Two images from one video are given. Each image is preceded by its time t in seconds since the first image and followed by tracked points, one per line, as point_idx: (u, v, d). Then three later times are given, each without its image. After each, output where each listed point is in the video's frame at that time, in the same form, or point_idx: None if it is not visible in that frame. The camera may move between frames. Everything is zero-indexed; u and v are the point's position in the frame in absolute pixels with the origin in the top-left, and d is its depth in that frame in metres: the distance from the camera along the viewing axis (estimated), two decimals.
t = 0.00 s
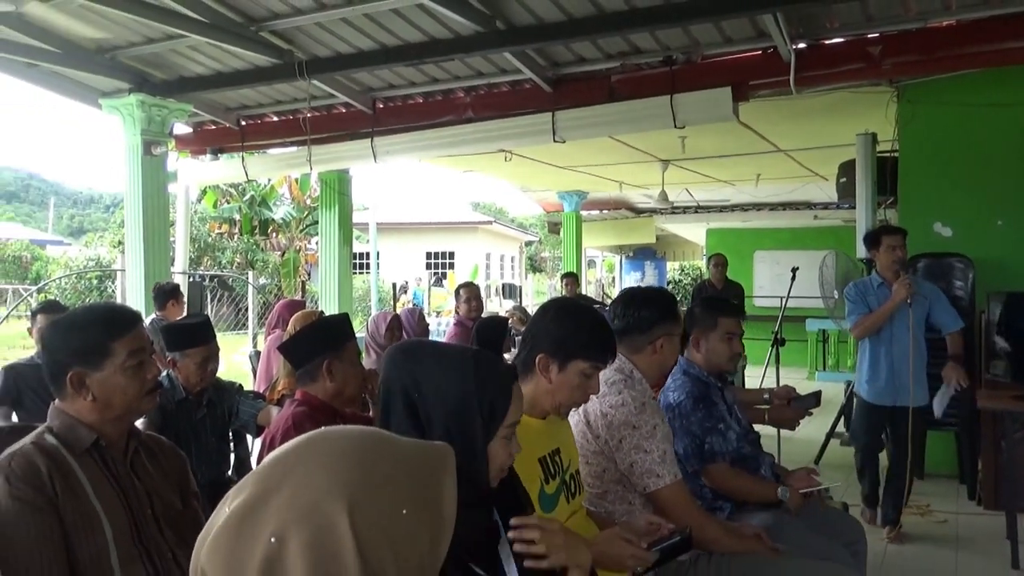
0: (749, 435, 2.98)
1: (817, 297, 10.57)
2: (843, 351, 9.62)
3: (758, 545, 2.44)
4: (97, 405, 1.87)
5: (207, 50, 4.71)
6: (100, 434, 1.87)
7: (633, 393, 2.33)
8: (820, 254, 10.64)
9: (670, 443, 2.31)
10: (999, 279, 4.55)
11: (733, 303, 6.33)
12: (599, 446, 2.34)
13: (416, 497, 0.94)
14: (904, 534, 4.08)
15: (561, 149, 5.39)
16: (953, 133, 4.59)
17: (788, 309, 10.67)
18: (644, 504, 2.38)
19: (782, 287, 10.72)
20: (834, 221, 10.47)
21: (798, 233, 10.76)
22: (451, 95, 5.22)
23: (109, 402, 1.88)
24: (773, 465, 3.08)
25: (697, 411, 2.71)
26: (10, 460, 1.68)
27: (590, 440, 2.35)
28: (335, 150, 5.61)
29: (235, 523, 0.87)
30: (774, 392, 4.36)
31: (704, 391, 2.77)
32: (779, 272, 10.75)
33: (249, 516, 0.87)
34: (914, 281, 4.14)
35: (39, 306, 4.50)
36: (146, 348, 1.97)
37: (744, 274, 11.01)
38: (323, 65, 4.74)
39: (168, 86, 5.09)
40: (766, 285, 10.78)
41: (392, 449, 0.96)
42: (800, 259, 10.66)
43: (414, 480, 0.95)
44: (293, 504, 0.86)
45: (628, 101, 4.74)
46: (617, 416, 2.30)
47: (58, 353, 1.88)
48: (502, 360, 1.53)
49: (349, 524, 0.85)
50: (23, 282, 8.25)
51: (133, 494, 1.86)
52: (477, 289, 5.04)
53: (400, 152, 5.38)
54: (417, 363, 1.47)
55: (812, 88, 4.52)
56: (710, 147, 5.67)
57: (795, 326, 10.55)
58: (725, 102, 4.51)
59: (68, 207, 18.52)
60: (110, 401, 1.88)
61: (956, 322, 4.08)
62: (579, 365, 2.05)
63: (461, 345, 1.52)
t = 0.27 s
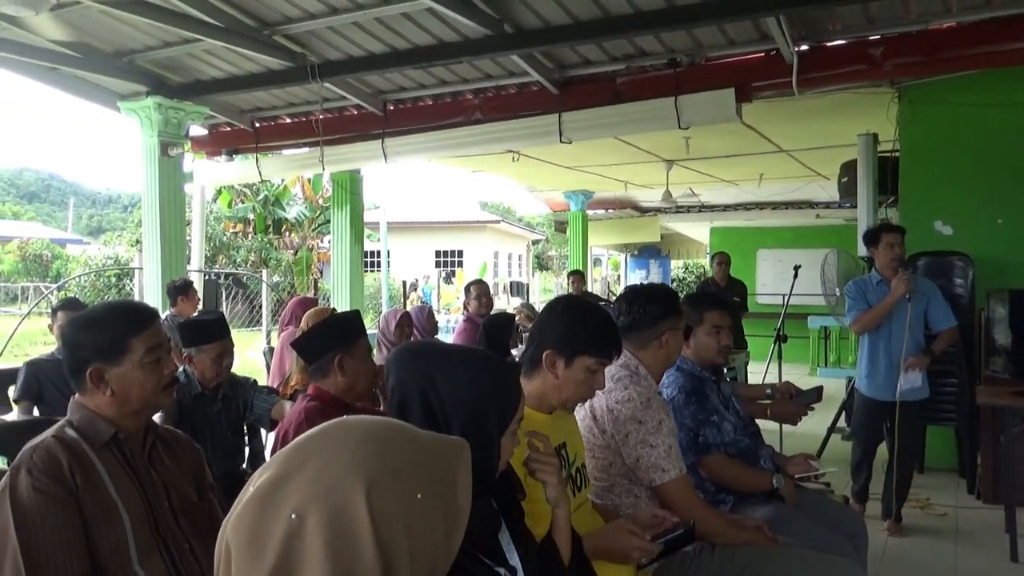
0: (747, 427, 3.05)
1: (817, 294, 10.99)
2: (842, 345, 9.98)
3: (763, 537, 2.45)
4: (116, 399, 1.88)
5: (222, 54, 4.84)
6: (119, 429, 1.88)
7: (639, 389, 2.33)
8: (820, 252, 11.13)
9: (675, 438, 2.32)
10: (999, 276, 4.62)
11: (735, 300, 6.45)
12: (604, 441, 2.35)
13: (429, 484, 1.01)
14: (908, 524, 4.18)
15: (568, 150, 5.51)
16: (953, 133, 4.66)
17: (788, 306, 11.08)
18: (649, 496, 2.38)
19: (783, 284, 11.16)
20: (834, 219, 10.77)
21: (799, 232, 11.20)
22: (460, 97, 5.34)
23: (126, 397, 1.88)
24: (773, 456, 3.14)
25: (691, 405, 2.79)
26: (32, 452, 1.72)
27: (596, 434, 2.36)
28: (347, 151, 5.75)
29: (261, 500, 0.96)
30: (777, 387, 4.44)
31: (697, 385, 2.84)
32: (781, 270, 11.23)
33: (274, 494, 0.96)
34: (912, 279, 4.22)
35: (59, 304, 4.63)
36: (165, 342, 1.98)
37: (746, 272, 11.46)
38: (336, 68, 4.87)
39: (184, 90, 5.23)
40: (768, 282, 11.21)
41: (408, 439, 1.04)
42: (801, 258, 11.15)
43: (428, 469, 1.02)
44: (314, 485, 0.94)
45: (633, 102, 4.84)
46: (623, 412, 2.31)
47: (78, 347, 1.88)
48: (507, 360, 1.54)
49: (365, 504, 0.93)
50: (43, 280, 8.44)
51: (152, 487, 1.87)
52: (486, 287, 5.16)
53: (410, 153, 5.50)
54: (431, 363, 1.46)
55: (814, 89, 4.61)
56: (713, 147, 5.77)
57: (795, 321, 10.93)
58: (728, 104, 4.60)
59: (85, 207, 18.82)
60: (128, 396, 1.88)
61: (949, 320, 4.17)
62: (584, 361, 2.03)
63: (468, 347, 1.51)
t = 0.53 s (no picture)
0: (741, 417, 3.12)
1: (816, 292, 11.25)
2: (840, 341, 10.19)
3: (762, 530, 2.47)
4: (135, 394, 1.97)
5: (237, 59, 4.98)
6: (137, 422, 1.98)
7: (641, 383, 2.34)
8: (819, 251, 11.43)
9: (676, 431, 2.32)
10: (994, 275, 4.73)
11: (736, 297, 6.59)
12: (607, 434, 2.35)
13: (435, 469, 1.02)
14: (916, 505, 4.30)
15: (573, 151, 5.64)
16: (950, 135, 4.76)
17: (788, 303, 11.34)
18: (652, 489, 2.38)
19: (782, 282, 11.45)
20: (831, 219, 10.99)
21: (798, 231, 11.54)
22: (467, 100, 5.49)
23: (145, 391, 1.98)
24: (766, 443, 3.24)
25: (685, 399, 2.85)
26: (55, 444, 1.81)
27: (600, 427, 2.36)
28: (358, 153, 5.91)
29: (269, 480, 0.98)
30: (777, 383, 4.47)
31: (692, 380, 2.90)
32: (781, 268, 11.53)
33: (282, 476, 0.97)
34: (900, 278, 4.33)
35: (79, 302, 4.78)
36: (181, 339, 2.06)
37: (746, 271, 11.79)
38: (347, 73, 5.01)
39: (200, 94, 5.36)
40: (768, 280, 11.52)
41: (416, 425, 1.05)
42: (800, 256, 11.45)
43: (435, 455, 1.04)
44: (320, 467, 0.96)
45: (637, 105, 4.96)
46: (624, 405, 2.32)
47: (98, 344, 1.98)
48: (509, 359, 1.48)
49: (369, 487, 0.94)
50: (62, 279, 8.64)
51: (168, 478, 1.98)
52: (494, 284, 5.31)
53: (419, 154, 5.65)
54: (437, 362, 1.39)
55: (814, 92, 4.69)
56: (714, 147, 5.89)
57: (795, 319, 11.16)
58: (729, 107, 4.71)
59: (101, 207, 19.15)
60: (146, 390, 1.98)
61: (938, 318, 4.26)
62: (588, 356, 2.05)
63: (469, 346, 1.45)
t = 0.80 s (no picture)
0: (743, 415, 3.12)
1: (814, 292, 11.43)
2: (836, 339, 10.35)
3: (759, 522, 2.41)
4: (150, 389, 1.99)
5: (248, 64, 5.12)
6: (152, 417, 1.99)
7: (642, 378, 2.28)
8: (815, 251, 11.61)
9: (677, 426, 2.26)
10: (984, 274, 4.85)
11: (734, 295, 6.73)
12: (608, 427, 2.28)
13: (430, 461, 1.02)
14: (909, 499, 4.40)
15: (575, 153, 5.78)
16: (942, 138, 4.88)
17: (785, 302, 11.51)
18: (652, 483, 2.32)
19: (780, 282, 11.65)
20: (828, 219, 11.13)
21: (794, 231, 11.74)
22: (472, 103, 5.63)
23: (160, 386, 2.00)
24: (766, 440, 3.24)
25: (679, 394, 2.89)
26: (72, 439, 1.81)
27: (601, 420, 2.29)
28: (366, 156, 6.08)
29: (265, 469, 0.97)
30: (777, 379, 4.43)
31: (688, 376, 2.95)
32: (779, 267, 11.72)
33: (278, 464, 0.97)
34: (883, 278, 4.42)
35: (96, 300, 4.92)
36: (194, 336, 2.10)
37: (745, 271, 12.00)
38: (356, 77, 5.15)
39: (213, 98, 5.53)
40: (766, 280, 11.75)
41: (411, 416, 1.05)
42: (797, 256, 11.64)
43: (429, 445, 1.04)
44: (317, 455, 0.95)
45: (638, 108, 5.08)
46: (625, 400, 2.25)
47: (114, 340, 2.01)
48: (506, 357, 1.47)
49: (365, 475, 0.94)
50: (77, 277, 8.86)
51: (182, 471, 1.98)
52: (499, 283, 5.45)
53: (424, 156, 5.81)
54: (439, 358, 1.40)
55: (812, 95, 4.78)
56: (712, 149, 6.01)
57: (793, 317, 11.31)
58: (727, 110, 4.82)
59: (114, 207, 19.44)
60: (161, 385, 2.00)
61: (922, 317, 4.35)
62: (591, 354, 2.01)
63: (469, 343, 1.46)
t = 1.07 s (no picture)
0: (742, 412, 3.09)
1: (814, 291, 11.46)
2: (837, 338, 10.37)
3: (759, 520, 2.43)
4: (153, 387, 2.03)
5: (251, 66, 5.16)
6: (155, 414, 2.02)
7: (642, 376, 2.30)
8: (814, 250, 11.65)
9: (676, 424, 2.28)
10: (984, 273, 4.87)
11: (734, 294, 6.76)
12: (610, 425, 2.31)
13: (430, 461, 1.04)
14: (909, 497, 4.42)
15: (576, 153, 5.82)
16: (941, 138, 4.91)
17: (785, 301, 11.54)
18: (653, 480, 2.33)
19: (779, 281, 11.68)
20: (828, 219, 11.15)
21: (793, 230, 11.78)
22: (474, 103, 5.68)
23: (163, 385, 2.04)
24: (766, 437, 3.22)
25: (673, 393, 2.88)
26: (77, 436, 1.84)
27: (602, 419, 2.32)
28: (368, 157, 6.11)
29: (269, 468, 1.00)
30: (774, 377, 4.41)
31: (683, 377, 2.93)
32: (779, 266, 11.75)
33: (281, 463, 1.00)
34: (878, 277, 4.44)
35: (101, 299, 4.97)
36: (197, 335, 2.13)
37: (745, 270, 12.04)
38: (358, 78, 5.19)
39: (217, 99, 5.58)
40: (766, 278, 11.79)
41: (413, 417, 1.07)
42: (796, 254, 11.68)
43: (431, 446, 1.06)
44: (318, 455, 0.98)
45: (639, 108, 5.11)
46: (625, 398, 2.28)
47: (118, 339, 2.05)
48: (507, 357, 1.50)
49: (364, 475, 0.96)
50: (82, 276, 8.92)
51: (186, 468, 2.01)
52: (501, 283, 5.49)
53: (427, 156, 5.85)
54: (439, 359, 1.42)
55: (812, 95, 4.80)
56: (713, 149, 6.05)
57: (794, 317, 11.33)
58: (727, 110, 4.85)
59: (119, 207, 19.54)
60: (164, 384, 2.04)
61: (921, 312, 4.35)
62: (592, 352, 2.04)
63: (469, 343, 1.48)
